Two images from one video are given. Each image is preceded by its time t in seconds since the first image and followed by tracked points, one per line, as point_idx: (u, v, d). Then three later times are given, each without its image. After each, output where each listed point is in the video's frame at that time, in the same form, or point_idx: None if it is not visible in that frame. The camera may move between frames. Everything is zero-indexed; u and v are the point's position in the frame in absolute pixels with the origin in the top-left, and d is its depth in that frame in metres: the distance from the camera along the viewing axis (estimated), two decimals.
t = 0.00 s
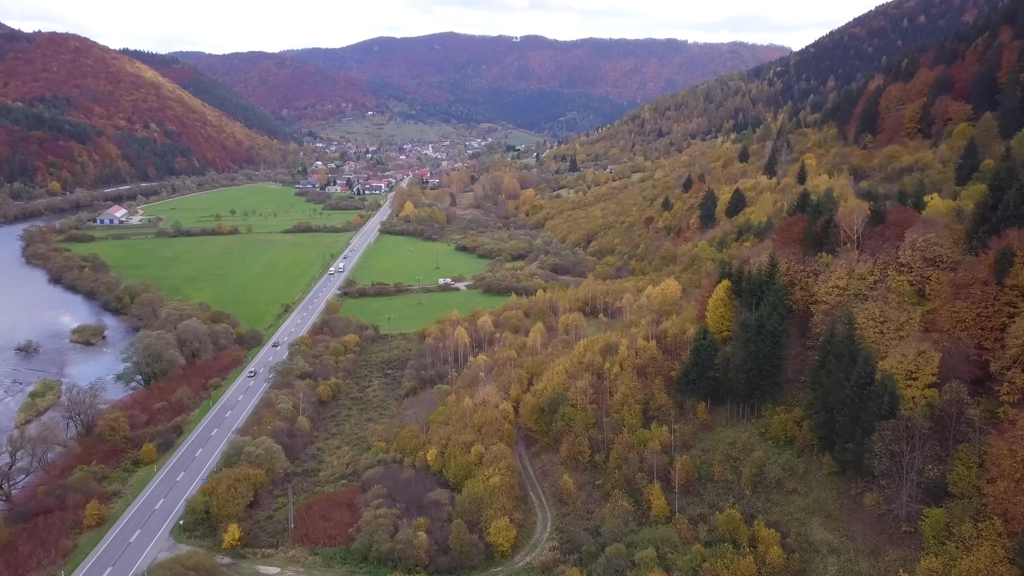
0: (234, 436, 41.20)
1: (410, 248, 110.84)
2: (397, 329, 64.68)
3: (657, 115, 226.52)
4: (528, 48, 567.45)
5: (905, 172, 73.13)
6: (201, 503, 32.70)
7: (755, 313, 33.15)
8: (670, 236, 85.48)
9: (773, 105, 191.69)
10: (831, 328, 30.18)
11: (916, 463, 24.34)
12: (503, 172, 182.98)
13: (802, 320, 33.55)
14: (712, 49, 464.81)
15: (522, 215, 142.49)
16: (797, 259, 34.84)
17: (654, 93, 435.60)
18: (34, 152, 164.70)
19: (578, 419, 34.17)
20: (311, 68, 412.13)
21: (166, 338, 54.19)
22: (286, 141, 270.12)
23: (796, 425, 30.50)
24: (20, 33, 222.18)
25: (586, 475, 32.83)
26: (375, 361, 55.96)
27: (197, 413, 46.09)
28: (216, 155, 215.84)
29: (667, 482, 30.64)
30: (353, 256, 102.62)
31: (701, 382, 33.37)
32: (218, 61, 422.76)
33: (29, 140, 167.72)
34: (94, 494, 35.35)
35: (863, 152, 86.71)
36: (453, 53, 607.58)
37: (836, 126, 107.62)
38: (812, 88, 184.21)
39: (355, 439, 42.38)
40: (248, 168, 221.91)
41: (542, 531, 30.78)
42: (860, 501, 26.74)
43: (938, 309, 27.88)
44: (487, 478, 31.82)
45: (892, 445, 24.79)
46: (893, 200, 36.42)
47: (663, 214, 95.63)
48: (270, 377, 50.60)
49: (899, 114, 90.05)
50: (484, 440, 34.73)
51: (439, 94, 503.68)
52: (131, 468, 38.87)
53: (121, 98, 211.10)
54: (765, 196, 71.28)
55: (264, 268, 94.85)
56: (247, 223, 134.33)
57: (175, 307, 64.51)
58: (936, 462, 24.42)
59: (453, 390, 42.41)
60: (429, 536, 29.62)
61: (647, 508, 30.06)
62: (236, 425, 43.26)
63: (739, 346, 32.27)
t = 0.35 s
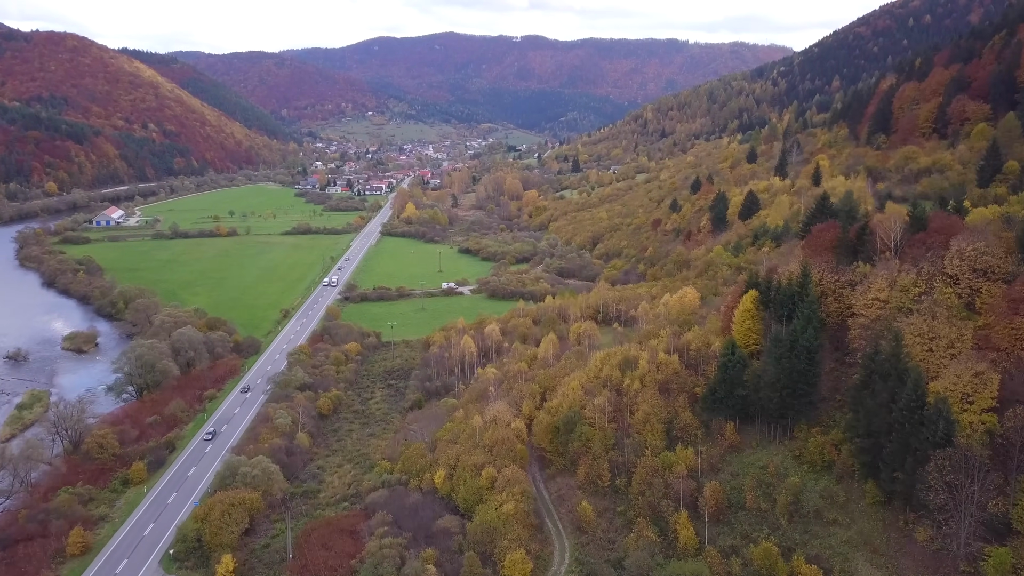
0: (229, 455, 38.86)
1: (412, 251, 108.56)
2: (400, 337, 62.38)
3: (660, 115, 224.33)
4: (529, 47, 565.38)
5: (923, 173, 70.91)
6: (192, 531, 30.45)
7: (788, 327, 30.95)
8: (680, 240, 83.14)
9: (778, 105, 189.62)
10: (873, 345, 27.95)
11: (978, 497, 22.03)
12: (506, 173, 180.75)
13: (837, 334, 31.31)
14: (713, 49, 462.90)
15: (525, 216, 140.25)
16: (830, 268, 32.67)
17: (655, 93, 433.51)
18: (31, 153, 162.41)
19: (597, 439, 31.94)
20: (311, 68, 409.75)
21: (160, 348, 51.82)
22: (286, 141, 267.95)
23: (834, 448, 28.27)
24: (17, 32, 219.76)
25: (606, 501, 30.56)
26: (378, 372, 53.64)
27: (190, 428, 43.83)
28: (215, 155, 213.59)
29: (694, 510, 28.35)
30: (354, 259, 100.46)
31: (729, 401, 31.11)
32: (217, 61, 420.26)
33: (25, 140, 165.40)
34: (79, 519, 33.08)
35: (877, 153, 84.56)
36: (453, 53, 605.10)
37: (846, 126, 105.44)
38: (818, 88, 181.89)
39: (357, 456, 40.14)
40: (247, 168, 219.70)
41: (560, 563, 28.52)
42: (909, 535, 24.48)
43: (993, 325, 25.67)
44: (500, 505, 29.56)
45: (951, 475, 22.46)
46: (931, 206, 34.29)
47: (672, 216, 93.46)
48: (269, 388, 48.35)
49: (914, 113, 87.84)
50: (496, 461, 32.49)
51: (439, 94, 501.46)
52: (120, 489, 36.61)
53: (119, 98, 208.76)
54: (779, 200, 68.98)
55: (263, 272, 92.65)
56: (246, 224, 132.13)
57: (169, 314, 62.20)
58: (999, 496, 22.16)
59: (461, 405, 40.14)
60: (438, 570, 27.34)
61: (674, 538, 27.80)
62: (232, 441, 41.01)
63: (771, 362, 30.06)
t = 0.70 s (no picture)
0: (224, 475, 36.76)
1: (414, 254, 106.43)
2: (403, 344, 60.20)
3: (662, 115, 222.24)
4: (530, 47, 563.45)
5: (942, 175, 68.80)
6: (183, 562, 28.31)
7: (824, 343, 28.82)
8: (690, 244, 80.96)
9: (783, 105, 187.63)
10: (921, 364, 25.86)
11: None
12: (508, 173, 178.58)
13: (875, 350, 29.19)
14: (714, 49, 461.11)
15: (529, 217, 138.09)
16: (867, 280, 30.58)
17: (656, 93, 431.58)
18: (27, 153, 160.14)
19: (618, 462, 29.80)
20: (311, 68, 407.47)
21: (153, 358, 49.52)
22: (286, 141, 265.80)
23: (878, 475, 26.03)
24: (15, 31, 217.46)
25: (628, 530, 28.35)
26: (381, 382, 51.40)
27: (184, 443, 41.69)
28: (214, 155, 211.33)
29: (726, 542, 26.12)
30: (355, 262, 98.30)
31: (761, 421, 28.90)
32: (217, 61, 418.02)
33: (22, 140, 163.14)
34: (62, 548, 30.94)
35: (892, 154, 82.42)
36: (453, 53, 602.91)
37: (857, 126, 103.33)
38: (822, 88, 179.73)
39: (360, 475, 37.97)
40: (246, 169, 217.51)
41: None
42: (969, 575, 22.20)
43: None
44: (515, 535, 27.37)
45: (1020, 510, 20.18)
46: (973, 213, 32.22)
47: (680, 218, 91.31)
48: (267, 401, 46.16)
49: (928, 113, 85.71)
50: (509, 486, 30.36)
51: (439, 94, 499.21)
52: (108, 512, 34.43)
53: (117, 98, 206.52)
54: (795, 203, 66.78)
55: (261, 275, 90.44)
56: (245, 226, 129.96)
57: (164, 320, 59.97)
58: None
59: (470, 422, 37.98)
60: None
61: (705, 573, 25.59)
62: (228, 459, 38.83)
63: (807, 381, 27.91)
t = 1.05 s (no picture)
0: (218, 497, 34.49)
1: (416, 256, 104.19)
2: (407, 353, 57.92)
3: (665, 115, 220.00)
4: (530, 47, 561.44)
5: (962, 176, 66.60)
6: None
7: (868, 361, 26.67)
8: (701, 248, 78.64)
9: (788, 104, 185.50)
10: (978, 387, 23.73)
11: None
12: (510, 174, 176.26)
13: (922, 368, 26.99)
14: (715, 49, 458.95)
15: (532, 219, 135.90)
16: (911, 295, 28.53)
17: (657, 93, 429.33)
18: (24, 153, 157.82)
19: (643, 489, 27.57)
20: (311, 68, 405.06)
21: (145, 369, 47.17)
22: (286, 142, 263.55)
23: (931, 509, 23.69)
24: (12, 30, 214.99)
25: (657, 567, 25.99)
26: (383, 394, 49.10)
27: (176, 462, 39.38)
28: (213, 156, 208.92)
29: None
30: (355, 265, 96.01)
31: (800, 447, 26.62)
32: (217, 61, 415.74)
33: (18, 140, 160.74)
34: None
35: (908, 155, 80.12)
36: (453, 53, 600.45)
37: (869, 126, 101.07)
38: (828, 88, 177.36)
39: (363, 497, 35.70)
40: (246, 169, 215.15)
41: None
42: None
43: None
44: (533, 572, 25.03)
45: None
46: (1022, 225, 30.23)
47: (689, 221, 89.11)
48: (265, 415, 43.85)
49: (944, 113, 83.46)
50: (525, 515, 28.07)
51: (440, 94, 496.73)
52: (93, 538, 32.15)
53: (115, 97, 204.23)
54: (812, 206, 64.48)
55: (260, 279, 88.07)
56: (243, 227, 127.66)
57: (158, 328, 57.58)
58: None
59: (479, 441, 35.73)
60: None
61: None
62: (222, 480, 36.56)
63: (850, 403, 25.70)
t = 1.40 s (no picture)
0: (213, 522, 32.36)
1: (418, 259, 101.99)
2: (411, 362, 55.73)
3: (668, 115, 217.86)
4: (531, 47, 559.53)
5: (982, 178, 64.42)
6: None
7: (918, 382, 24.58)
8: (713, 252, 76.43)
9: (793, 104, 183.37)
10: None
11: None
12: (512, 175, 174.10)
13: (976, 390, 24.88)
14: (716, 49, 456.96)
15: (536, 221, 133.74)
16: (963, 310, 26.53)
17: (658, 93, 427.35)
18: (20, 154, 155.53)
19: (673, 520, 25.34)
20: (311, 68, 402.79)
21: (137, 381, 44.91)
22: (285, 142, 261.34)
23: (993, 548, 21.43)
24: (9, 29, 212.62)
25: None
26: (387, 406, 46.89)
27: (168, 482, 37.10)
28: (211, 156, 206.69)
29: None
30: (356, 268, 93.85)
31: (844, 476, 24.39)
32: (216, 60, 413.34)
33: (15, 140, 158.44)
34: None
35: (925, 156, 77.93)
36: (454, 53, 598.06)
37: (880, 126, 98.89)
38: (834, 88, 175.27)
39: (366, 522, 33.51)
40: (245, 170, 212.90)
41: None
42: None
43: None
44: None
45: None
46: None
47: (698, 223, 86.95)
48: (263, 431, 41.64)
49: (961, 113, 81.27)
50: (544, 548, 25.81)
51: (440, 95, 494.35)
52: (78, 568, 29.94)
53: (114, 97, 201.97)
54: (829, 210, 62.28)
55: (258, 283, 85.88)
56: (242, 229, 125.44)
57: (152, 337, 55.36)
58: None
59: (492, 462, 33.55)
60: None
61: None
62: (217, 502, 34.33)
63: (901, 429, 23.54)
